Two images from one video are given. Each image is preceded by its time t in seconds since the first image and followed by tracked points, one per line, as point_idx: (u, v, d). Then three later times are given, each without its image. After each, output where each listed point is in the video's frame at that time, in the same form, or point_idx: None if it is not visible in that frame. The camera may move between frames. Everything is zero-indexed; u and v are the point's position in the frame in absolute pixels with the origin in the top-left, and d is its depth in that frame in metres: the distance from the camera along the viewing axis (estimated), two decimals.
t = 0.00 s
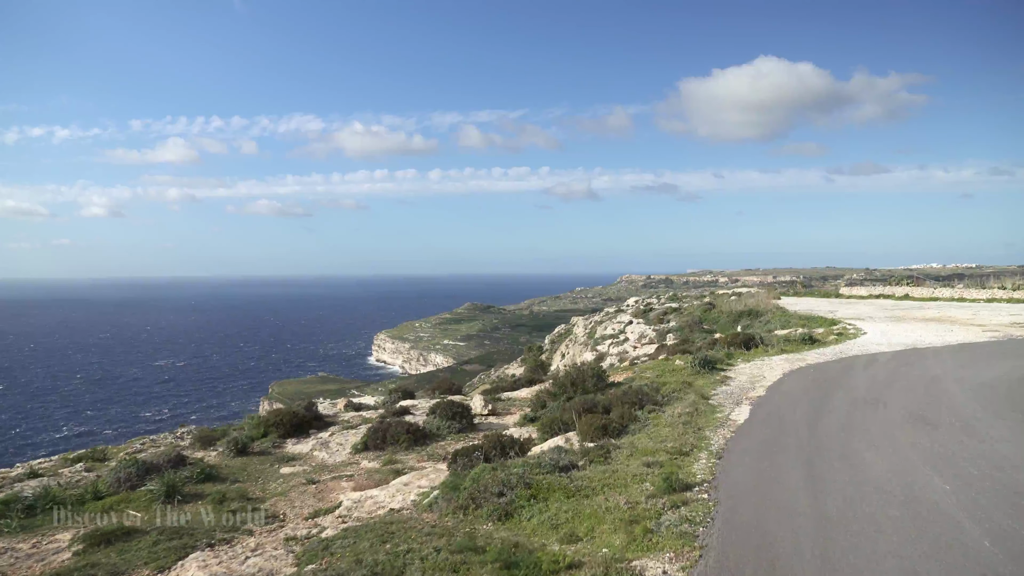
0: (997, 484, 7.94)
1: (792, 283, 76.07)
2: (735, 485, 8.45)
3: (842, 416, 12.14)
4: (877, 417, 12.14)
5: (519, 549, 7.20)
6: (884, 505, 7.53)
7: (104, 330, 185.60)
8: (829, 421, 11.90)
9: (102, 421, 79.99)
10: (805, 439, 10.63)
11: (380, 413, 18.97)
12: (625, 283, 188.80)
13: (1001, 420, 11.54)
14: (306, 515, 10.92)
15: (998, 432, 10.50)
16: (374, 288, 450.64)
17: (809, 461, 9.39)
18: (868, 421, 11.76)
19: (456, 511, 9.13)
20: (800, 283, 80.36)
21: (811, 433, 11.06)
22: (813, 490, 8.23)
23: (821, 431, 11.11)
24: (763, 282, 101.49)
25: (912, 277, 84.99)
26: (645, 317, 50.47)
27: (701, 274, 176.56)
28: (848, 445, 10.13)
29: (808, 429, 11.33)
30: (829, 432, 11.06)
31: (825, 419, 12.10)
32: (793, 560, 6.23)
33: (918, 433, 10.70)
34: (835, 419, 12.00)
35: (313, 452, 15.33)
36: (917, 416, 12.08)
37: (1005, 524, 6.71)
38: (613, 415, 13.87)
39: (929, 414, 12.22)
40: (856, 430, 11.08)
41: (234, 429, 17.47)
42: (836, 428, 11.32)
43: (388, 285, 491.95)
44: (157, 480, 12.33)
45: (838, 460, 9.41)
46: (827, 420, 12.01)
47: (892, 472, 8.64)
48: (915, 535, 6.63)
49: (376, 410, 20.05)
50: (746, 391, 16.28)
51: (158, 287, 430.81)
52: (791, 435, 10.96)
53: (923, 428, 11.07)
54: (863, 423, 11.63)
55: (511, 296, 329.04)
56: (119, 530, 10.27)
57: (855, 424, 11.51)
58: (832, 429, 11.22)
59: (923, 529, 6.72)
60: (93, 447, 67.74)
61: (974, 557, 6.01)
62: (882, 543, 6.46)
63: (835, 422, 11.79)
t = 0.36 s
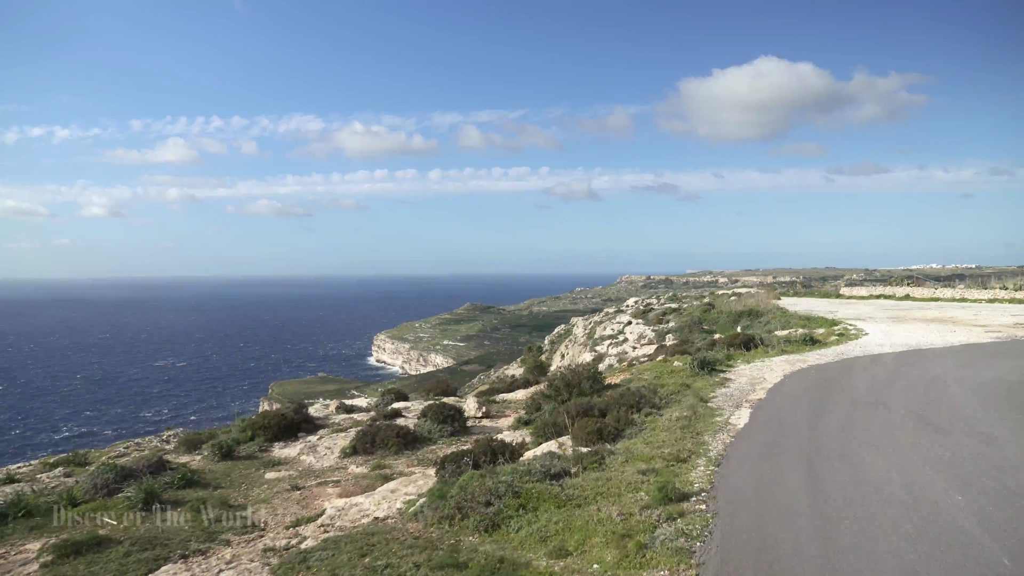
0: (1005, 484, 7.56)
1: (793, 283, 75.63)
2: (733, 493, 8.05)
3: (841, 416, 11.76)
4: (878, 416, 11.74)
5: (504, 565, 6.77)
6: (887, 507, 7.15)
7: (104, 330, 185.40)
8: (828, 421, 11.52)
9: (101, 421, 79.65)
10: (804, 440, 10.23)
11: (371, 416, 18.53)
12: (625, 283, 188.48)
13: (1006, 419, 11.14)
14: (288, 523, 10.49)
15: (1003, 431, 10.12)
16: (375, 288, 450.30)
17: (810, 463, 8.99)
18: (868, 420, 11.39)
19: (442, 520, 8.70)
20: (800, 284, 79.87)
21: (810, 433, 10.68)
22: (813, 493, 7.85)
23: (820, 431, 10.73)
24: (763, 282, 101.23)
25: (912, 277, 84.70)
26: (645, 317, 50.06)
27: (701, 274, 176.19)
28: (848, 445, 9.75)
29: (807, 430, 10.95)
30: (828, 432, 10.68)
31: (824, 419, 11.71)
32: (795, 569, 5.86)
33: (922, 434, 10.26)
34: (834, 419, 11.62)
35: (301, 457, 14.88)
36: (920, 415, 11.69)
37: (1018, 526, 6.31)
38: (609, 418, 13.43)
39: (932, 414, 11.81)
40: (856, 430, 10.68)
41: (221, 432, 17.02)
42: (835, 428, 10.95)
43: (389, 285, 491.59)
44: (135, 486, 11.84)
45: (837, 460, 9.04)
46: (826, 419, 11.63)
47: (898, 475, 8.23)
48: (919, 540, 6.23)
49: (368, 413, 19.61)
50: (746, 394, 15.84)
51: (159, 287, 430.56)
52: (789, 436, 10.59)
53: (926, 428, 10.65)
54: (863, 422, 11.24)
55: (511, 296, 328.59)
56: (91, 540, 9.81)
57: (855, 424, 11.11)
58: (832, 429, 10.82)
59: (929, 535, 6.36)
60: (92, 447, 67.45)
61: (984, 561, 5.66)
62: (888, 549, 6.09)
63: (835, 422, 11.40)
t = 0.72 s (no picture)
0: None
1: (793, 283, 75.15)
2: (740, 510, 7.61)
3: (854, 430, 11.29)
4: (893, 430, 11.24)
5: None
6: (910, 539, 6.70)
7: (105, 330, 185.26)
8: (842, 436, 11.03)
9: (100, 421, 79.37)
10: (816, 456, 9.78)
11: (363, 418, 18.09)
12: (625, 283, 187.90)
13: None
14: (270, 533, 10.04)
15: None
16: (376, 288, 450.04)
17: (823, 484, 8.52)
18: (884, 434, 10.89)
19: (428, 531, 8.26)
20: (801, 284, 79.31)
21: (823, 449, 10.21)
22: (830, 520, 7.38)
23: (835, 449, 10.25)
24: (764, 282, 100.79)
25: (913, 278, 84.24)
26: (645, 317, 49.65)
27: (701, 274, 175.56)
28: (864, 464, 9.29)
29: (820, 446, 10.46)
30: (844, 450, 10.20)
31: (838, 433, 11.22)
32: None
33: (944, 453, 9.74)
34: (848, 434, 11.12)
35: (289, 461, 14.45)
36: (935, 429, 11.19)
37: None
38: (606, 422, 12.99)
39: (948, 427, 11.31)
40: (872, 448, 10.19)
41: (209, 435, 16.58)
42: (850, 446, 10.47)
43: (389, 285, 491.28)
44: (114, 492, 11.41)
45: (854, 482, 8.57)
46: (840, 434, 11.12)
47: (921, 501, 7.72)
48: None
49: (361, 414, 19.21)
50: (748, 396, 15.42)
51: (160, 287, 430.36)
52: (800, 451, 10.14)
53: (949, 446, 10.12)
54: (879, 437, 10.74)
55: (511, 296, 328.19)
56: (64, 550, 9.39)
57: (870, 440, 10.61)
58: (846, 446, 10.35)
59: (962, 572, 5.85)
60: (90, 447, 67.17)
61: None
62: None
63: (848, 437, 10.92)
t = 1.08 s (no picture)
0: None
1: (793, 283, 74.53)
2: (742, 520, 7.24)
3: (856, 429, 10.92)
4: (895, 428, 10.91)
5: None
6: (911, 541, 6.42)
7: (105, 330, 184.67)
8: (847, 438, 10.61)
9: (99, 420, 78.85)
10: (817, 457, 9.44)
11: (356, 421, 17.65)
12: (625, 283, 187.35)
13: None
14: (250, 544, 9.55)
15: None
16: (376, 288, 448.76)
17: (823, 485, 8.25)
18: (885, 434, 10.54)
19: (414, 546, 7.79)
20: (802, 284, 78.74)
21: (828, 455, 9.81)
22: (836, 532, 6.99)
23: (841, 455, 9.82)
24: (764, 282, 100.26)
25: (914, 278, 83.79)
26: (645, 317, 49.12)
27: (701, 274, 174.96)
28: (865, 464, 8.94)
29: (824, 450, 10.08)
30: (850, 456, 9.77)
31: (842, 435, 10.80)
32: None
33: (949, 451, 9.39)
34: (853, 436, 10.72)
35: (276, 466, 13.97)
36: (940, 428, 10.82)
37: None
38: (603, 427, 12.55)
39: (952, 426, 10.94)
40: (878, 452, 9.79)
41: (196, 439, 16.10)
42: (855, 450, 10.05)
43: (390, 285, 490.01)
44: (91, 500, 10.91)
45: (854, 482, 8.27)
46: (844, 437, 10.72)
47: (927, 502, 7.40)
48: None
49: (353, 417, 18.74)
50: (750, 399, 14.95)
51: (161, 287, 428.72)
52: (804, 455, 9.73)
53: (953, 444, 9.78)
54: (880, 437, 10.36)
55: (511, 296, 327.35)
56: (32, 563, 8.89)
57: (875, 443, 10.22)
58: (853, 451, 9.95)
59: None
60: (89, 447, 66.70)
61: None
62: None
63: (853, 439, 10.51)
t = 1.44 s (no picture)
0: None
1: (794, 284, 74.09)
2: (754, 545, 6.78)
3: (873, 446, 10.45)
4: (915, 446, 10.45)
5: None
6: None
7: (107, 329, 184.41)
8: (858, 453, 10.15)
9: (99, 420, 78.55)
10: (836, 479, 8.99)
11: (347, 425, 17.22)
12: (625, 283, 186.92)
13: None
14: (227, 556, 9.11)
15: None
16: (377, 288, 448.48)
17: (845, 510, 7.79)
18: (905, 453, 10.07)
19: (395, 561, 7.36)
20: (802, 284, 78.05)
21: (838, 470, 9.35)
22: (846, 554, 6.55)
23: (851, 470, 9.35)
24: (765, 282, 99.90)
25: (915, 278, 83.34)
26: (645, 317, 48.68)
27: (702, 274, 174.58)
28: (887, 489, 8.48)
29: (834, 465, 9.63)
30: (861, 471, 9.31)
31: (853, 449, 10.35)
32: None
33: (977, 475, 8.90)
34: (865, 451, 10.26)
35: (261, 472, 13.54)
36: (963, 446, 10.34)
37: None
38: (599, 432, 12.12)
39: (974, 443, 10.47)
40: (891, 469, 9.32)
41: (181, 443, 15.67)
42: (868, 465, 9.57)
43: (391, 284, 489.43)
44: (65, 509, 10.48)
45: (877, 510, 7.81)
46: (855, 451, 10.26)
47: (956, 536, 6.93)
48: None
49: (344, 420, 18.32)
50: (751, 402, 14.54)
51: (162, 287, 428.33)
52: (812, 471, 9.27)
53: (979, 466, 9.30)
54: (900, 456, 9.89)
55: (512, 296, 326.95)
56: None
57: (888, 459, 9.75)
58: (864, 466, 9.49)
59: None
60: (88, 446, 66.40)
61: None
62: None
63: (865, 454, 10.05)
